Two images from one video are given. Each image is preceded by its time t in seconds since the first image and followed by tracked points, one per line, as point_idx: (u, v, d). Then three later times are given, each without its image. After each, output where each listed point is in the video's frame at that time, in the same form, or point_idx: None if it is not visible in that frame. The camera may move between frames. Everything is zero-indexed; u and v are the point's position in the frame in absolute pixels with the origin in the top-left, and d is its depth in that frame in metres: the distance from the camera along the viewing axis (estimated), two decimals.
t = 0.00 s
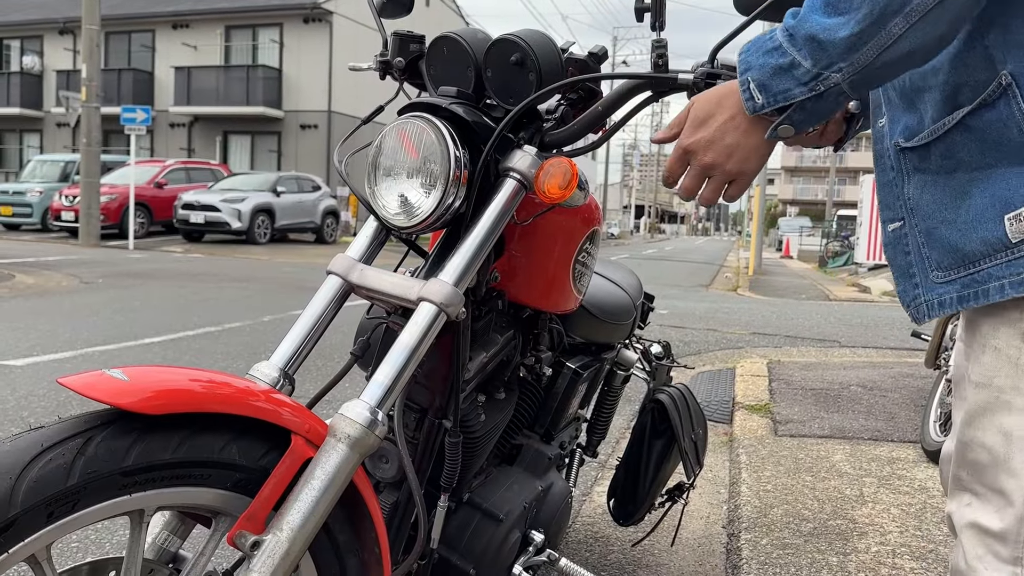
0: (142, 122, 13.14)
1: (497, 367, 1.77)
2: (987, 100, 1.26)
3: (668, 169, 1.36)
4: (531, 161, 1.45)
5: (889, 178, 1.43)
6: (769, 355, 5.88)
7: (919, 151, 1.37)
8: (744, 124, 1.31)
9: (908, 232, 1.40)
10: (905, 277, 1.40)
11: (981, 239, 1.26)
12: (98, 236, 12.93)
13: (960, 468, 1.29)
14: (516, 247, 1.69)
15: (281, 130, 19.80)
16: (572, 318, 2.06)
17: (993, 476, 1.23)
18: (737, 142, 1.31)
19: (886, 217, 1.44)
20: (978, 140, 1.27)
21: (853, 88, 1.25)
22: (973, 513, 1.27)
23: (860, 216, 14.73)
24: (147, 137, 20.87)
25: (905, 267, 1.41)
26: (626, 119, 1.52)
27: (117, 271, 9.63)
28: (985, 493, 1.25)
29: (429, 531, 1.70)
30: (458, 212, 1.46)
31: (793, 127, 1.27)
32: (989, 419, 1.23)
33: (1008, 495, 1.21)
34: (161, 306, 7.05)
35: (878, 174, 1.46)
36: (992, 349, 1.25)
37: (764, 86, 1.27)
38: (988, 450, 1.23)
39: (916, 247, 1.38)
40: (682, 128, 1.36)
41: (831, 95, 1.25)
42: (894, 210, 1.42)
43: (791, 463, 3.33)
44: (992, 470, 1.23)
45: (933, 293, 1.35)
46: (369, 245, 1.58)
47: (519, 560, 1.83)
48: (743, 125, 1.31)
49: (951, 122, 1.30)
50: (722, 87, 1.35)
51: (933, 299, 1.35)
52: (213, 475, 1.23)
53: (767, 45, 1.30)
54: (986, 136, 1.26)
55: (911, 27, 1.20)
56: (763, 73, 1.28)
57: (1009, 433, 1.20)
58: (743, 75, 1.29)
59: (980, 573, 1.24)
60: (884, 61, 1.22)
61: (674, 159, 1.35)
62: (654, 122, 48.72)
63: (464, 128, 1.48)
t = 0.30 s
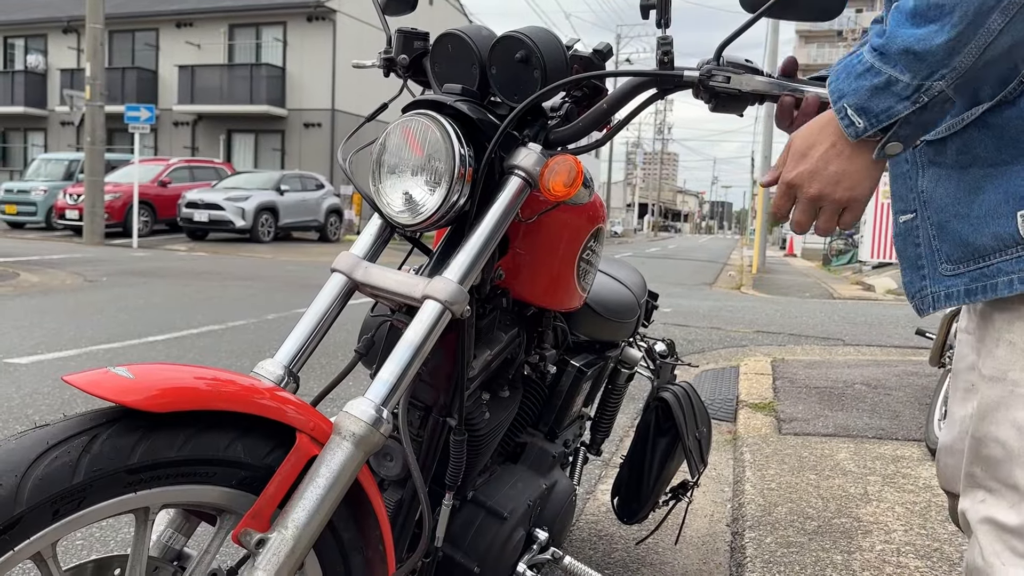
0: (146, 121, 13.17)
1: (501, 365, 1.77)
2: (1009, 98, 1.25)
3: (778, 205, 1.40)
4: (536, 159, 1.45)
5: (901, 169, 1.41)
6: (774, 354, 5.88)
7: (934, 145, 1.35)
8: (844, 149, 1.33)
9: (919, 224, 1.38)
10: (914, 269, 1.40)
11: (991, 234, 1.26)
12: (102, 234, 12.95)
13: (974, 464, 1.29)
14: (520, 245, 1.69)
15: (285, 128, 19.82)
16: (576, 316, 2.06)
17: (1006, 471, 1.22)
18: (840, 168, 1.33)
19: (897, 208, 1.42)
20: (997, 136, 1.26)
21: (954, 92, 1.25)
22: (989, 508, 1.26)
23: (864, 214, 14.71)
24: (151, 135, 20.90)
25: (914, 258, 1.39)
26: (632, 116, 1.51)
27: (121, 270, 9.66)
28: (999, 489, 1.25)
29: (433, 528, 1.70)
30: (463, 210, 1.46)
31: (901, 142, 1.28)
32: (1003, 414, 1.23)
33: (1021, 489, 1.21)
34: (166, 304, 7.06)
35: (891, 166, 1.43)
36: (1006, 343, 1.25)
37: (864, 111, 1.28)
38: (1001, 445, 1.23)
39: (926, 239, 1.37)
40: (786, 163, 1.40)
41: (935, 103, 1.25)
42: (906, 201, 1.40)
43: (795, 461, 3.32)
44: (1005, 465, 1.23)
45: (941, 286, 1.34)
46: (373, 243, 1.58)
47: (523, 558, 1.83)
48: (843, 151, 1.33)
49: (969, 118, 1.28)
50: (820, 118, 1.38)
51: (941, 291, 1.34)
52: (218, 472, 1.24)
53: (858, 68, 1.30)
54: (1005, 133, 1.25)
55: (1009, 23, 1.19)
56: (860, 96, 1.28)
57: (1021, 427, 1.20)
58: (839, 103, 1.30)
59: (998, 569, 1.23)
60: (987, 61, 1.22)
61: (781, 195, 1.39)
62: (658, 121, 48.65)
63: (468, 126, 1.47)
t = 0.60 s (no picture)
0: (150, 117, 13.17)
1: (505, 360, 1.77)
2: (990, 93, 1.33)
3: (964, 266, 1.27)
4: (539, 154, 1.45)
5: (892, 156, 1.55)
6: (778, 350, 5.86)
7: (924, 135, 1.45)
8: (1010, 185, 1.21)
9: (903, 207, 1.51)
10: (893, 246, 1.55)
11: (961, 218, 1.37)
12: (106, 231, 12.98)
13: (964, 447, 1.32)
14: (524, 240, 1.69)
15: (289, 124, 19.83)
16: (580, 312, 2.05)
17: (995, 450, 1.26)
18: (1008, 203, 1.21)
19: (884, 191, 1.58)
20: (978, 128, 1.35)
21: None
22: (979, 488, 1.29)
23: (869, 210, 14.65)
24: (155, 132, 20.92)
25: (894, 238, 1.54)
26: (635, 111, 1.51)
27: (126, 266, 9.67)
28: (988, 468, 1.28)
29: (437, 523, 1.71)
30: (467, 205, 1.45)
31: None
32: (990, 394, 1.26)
33: (1010, 467, 1.24)
34: (171, 301, 7.06)
35: (885, 153, 1.59)
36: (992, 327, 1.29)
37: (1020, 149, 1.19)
38: (988, 425, 1.27)
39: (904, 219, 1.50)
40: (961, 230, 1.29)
41: None
42: (895, 187, 1.54)
43: (800, 458, 3.31)
44: (994, 444, 1.26)
45: (917, 263, 1.47)
46: (377, 238, 1.58)
47: (527, 553, 1.83)
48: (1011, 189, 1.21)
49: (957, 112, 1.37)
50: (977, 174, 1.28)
51: (916, 268, 1.47)
52: (223, 467, 1.24)
53: (990, 113, 1.22)
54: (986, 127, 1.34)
55: None
56: (1010, 135, 1.20)
57: (1008, 405, 1.24)
58: (992, 151, 1.21)
59: (994, 546, 1.25)
60: None
61: (966, 259, 1.26)
62: (662, 117, 48.54)
63: (472, 121, 1.47)
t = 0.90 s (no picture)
0: (154, 106, 13.17)
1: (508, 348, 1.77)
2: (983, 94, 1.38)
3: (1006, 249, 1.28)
4: (543, 141, 1.44)
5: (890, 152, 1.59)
6: (783, 339, 5.86)
7: (915, 132, 1.50)
8: None
9: (898, 197, 1.56)
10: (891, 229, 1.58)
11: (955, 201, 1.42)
12: (111, 219, 13.00)
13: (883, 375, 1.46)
14: (528, 228, 1.69)
15: (294, 113, 19.81)
16: (584, 301, 2.05)
17: (905, 376, 1.40)
18: None
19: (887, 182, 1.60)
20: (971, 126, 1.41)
21: None
22: (884, 413, 1.44)
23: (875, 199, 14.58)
24: (160, 120, 20.92)
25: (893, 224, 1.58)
26: (639, 98, 1.50)
27: (130, 254, 9.69)
28: (893, 395, 1.42)
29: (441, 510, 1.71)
30: (470, 192, 1.45)
31: None
32: (914, 328, 1.39)
33: (915, 391, 1.38)
34: (175, 289, 7.08)
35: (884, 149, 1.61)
36: (931, 277, 1.41)
37: None
38: (907, 355, 1.40)
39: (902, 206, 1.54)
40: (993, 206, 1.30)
41: None
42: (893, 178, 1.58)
43: (803, 446, 3.31)
44: (908, 372, 1.40)
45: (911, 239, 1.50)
46: (380, 225, 1.58)
47: (531, 539, 1.84)
48: None
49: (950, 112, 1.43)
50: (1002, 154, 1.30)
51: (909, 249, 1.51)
52: (227, 453, 1.25)
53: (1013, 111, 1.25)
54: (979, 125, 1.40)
55: None
56: None
57: (928, 339, 1.37)
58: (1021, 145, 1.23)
59: (889, 462, 1.41)
60: None
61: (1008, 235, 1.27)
62: (667, 105, 48.33)
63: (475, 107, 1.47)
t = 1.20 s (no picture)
0: (157, 86, 13.12)
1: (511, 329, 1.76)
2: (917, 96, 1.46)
3: (916, 213, 1.33)
4: (545, 120, 1.42)
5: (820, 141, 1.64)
6: (787, 321, 5.84)
7: (847, 126, 1.55)
8: (983, 156, 1.28)
9: (824, 185, 1.61)
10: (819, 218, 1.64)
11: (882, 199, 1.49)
12: (115, 200, 13.00)
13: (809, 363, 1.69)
14: (530, 207, 1.68)
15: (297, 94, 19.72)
16: (587, 282, 2.04)
17: (828, 369, 1.64)
18: (985, 169, 1.28)
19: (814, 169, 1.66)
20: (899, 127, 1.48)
21: None
22: (810, 396, 1.69)
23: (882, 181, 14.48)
24: (163, 101, 20.83)
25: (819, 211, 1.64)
26: (642, 76, 1.48)
27: (135, 236, 9.68)
28: (818, 382, 1.67)
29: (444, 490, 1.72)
30: (472, 171, 1.44)
31: None
32: (833, 332, 1.62)
33: (835, 382, 1.63)
34: (180, 270, 7.08)
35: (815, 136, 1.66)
36: (852, 283, 1.59)
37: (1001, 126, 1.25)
38: (830, 351, 1.63)
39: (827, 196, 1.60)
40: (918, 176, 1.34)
41: None
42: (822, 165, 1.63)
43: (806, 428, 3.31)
44: (829, 365, 1.63)
45: (838, 231, 1.57)
46: (382, 205, 1.57)
47: (533, 519, 1.86)
48: (985, 158, 1.28)
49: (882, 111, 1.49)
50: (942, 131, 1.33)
51: (837, 235, 1.58)
52: (229, 432, 1.25)
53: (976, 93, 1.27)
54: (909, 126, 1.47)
55: None
56: (996, 114, 1.25)
57: (845, 341, 1.60)
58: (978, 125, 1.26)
59: (815, 436, 1.68)
60: None
61: (923, 205, 1.32)
62: (672, 86, 47.97)
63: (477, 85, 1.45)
